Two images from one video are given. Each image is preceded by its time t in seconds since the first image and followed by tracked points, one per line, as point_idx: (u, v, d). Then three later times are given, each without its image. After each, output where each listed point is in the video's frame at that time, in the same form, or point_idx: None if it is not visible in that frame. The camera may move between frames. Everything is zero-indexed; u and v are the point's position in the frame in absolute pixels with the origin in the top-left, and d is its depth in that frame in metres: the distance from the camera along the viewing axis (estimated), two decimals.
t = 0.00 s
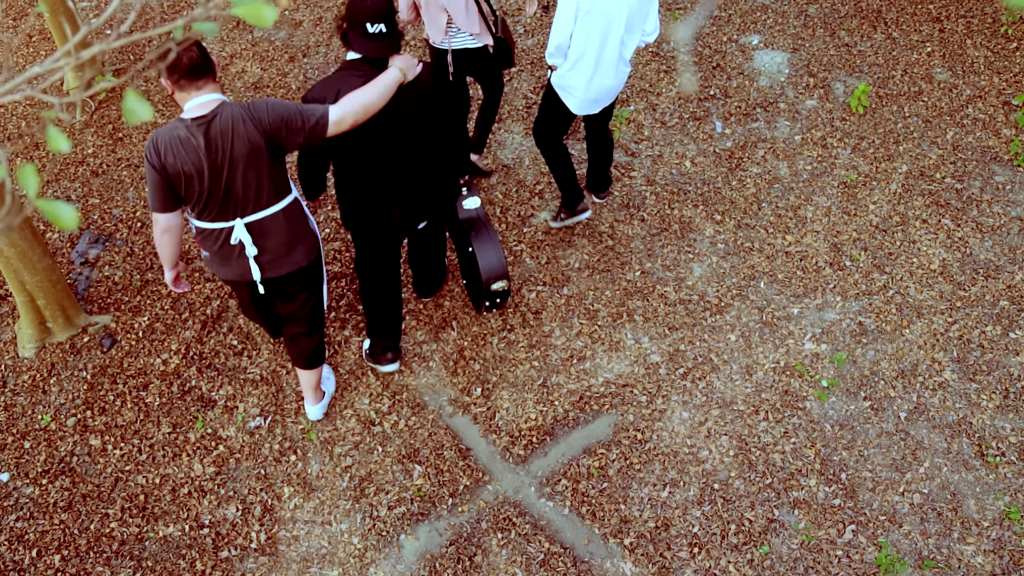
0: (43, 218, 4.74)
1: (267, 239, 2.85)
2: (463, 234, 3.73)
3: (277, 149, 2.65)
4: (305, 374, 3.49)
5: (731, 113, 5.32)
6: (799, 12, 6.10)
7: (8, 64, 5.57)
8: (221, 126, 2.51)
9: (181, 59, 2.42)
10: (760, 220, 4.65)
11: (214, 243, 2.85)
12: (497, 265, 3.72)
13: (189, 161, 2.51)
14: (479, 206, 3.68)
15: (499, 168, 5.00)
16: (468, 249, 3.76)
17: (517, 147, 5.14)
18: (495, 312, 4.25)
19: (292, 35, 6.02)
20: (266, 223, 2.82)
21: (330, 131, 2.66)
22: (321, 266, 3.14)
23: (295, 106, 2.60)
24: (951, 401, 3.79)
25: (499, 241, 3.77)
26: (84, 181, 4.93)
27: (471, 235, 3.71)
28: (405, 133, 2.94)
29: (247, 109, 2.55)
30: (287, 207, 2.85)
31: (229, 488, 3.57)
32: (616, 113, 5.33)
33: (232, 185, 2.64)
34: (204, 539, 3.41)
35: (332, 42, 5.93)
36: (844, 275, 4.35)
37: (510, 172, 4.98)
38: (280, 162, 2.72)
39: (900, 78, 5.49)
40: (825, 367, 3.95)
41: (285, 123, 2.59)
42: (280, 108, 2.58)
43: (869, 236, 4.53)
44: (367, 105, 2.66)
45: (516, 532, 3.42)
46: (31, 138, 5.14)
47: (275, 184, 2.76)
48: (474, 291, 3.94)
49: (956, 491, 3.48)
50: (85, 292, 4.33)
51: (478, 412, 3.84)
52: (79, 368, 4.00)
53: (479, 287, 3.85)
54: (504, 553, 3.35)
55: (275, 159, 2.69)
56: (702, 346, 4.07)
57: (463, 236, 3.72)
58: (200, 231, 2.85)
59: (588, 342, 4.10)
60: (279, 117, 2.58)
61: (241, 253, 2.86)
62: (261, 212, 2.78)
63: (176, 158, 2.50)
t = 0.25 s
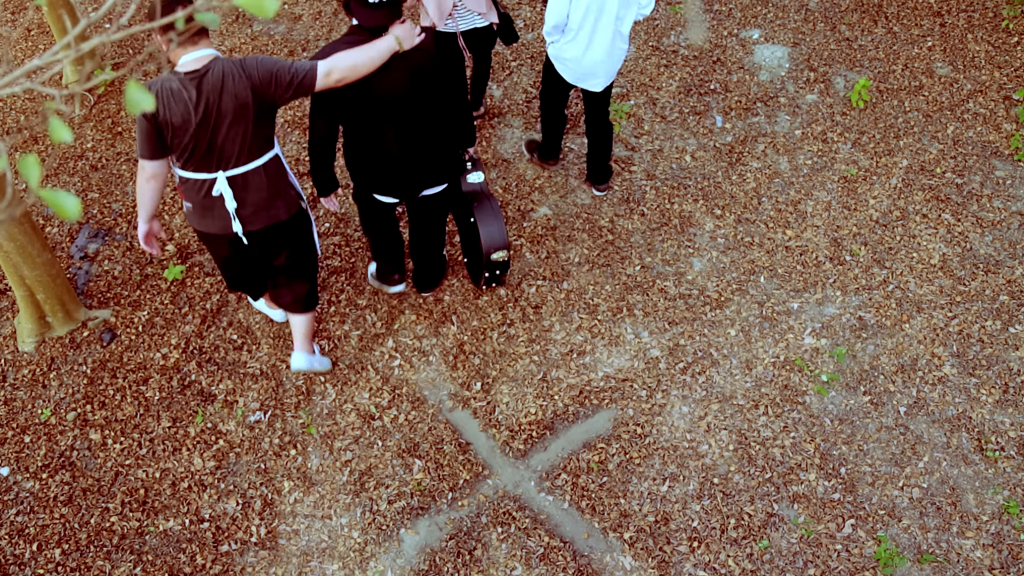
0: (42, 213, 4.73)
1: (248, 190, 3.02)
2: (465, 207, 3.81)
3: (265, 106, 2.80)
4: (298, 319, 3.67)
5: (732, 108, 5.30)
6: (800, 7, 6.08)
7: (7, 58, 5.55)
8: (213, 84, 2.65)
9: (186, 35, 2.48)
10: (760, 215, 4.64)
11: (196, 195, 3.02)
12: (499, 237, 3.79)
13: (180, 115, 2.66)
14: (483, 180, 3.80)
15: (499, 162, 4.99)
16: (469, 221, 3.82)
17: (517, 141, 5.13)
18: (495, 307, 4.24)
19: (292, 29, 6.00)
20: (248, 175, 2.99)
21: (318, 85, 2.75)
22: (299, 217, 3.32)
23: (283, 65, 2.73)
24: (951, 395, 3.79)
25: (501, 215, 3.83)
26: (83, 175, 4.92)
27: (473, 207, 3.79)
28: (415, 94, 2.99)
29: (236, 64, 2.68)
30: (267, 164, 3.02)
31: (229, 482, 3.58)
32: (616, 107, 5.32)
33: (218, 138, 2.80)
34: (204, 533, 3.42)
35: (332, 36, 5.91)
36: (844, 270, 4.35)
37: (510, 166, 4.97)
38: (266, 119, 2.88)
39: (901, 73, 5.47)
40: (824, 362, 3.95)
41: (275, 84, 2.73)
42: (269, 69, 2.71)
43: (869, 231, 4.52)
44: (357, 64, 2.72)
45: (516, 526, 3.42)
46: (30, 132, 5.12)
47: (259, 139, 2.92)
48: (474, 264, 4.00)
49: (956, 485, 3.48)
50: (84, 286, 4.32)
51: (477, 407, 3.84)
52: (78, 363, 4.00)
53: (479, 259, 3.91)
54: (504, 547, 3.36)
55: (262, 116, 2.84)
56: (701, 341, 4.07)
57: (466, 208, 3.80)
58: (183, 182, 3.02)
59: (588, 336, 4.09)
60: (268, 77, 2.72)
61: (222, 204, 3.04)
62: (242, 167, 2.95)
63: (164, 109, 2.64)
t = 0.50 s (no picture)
0: (42, 205, 4.71)
1: (244, 155, 3.09)
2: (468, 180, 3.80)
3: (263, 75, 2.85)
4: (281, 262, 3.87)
5: (732, 100, 5.28)
6: None
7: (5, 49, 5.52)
8: (212, 51, 2.70)
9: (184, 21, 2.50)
10: (761, 207, 4.63)
11: (195, 161, 3.07)
12: (498, 211, 3.77)
13: (179, 80, 2.71)
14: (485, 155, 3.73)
15: (499, 155, 4.97)
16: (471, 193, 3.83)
17: (517, 133, 5.11)
18: (495, 299, 4.24)
19: (291, 21, 5.97)
20: (246, 141, 3.05)
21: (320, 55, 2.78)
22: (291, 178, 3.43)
23: (283, 35, 2.77)
24: (951, 388, 3.80)
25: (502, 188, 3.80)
26: (83, 167, 4.91)
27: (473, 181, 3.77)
28: (417, 60, 2.93)
29: (236, 34, 2.73)
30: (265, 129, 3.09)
31: (229, 474, 3.58)
32: (616, 99, 5.29)
33: (217, 104, 2.86)
34: (205, 524, 3.42)
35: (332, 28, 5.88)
36: (845, 262, 4.34)
37: (510, 158, 4.95)
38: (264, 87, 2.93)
39: (902, 65, 5.45)
40: (824, 355, 3.95)
41: (275, 54, 2.78)
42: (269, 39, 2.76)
43: (869, 224, 4.51)
44: (354, 35, 2.75)
45: (516, 518, 3.43)
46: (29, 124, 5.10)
47: (256, 106, 2.97)
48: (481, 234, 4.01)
49: (955, 478, 3.49)
50: (84, 278, 4.32)
51: (477, 399, 3.84)
52: (78, 355, 3.99)
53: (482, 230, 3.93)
54: (504, 539, 3.37)
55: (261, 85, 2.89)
56: (702, 333, 4.06)
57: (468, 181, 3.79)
58: (181, 149, 3.06)
59: (588, 329, 4.09)
60: (268, 48, 2.76)
61: (221, 170, 3.10)
62: (240, 133, 3.01)
63: (167, 75, 2.70)
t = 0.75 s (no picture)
0: (41, 196, 4.70)
1: (250, 122, 3.15)
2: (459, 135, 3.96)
3: (269, 45, 2.90)
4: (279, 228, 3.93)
5: (733, 91, 5.26)
6: None
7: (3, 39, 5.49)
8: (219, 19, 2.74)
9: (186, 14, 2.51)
10: (761, 198, 4.62)
11: (203, 128, 3.11)
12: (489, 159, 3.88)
13: (186, 45, 2.77)
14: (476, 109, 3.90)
15: (499, 146, 4.95)
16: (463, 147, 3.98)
17: (517, 124, 5.09)
18: (495, 290, 4.23)
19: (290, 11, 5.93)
20: (251, 108, 3.10)
21: (320, 35, 2.89)
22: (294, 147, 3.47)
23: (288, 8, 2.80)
24: (950, 379, 3.80)
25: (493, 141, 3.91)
26: (82, 158, 4.89)
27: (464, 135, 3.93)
28: (406, 16, 3.10)
29: (244, 4, 2.77)
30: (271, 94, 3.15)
31: (230, 465, 3.59)
32: (616, 90, 5.27)
33: (223, 71, 2.91)
34: (205, 515, 3.43)
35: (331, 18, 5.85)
36: (845, 254, 4.33)
37: (510, 149, 4.93)
38: (270, 57, 2.97)
39: (903, 56, 5.42)
40: (824, 346, 3.95)
41: (281, 27, 2.81)
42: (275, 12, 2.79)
43: (869, 215, 4.50)
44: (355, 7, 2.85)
45: (516, 509, 3.44)
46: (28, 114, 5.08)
47: (261, 74, 3.01)
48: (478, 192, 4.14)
49: (954, 469, 3.49)
50: (83, 270, 4.31)
51: (477, 390, 3.84)
52: (78, 346, 3.99)
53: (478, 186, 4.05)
54: (504, 530, 3.38)
55: (266, 54, 2.94)
56: (701, 325, 4.06)
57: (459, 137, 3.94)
58: (189, 115, 3.11)
59: (587, 320, 4.09)
60: (273, 19, 2.80)
61: (228, 136, 3.15)
62: (248, 98, 3.06)
63: (177, 41, 2.75)
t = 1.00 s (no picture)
0: (40, 186, 4.68)
1: (257, 77, 3.24)
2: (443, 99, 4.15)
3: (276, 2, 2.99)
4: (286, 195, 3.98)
5: (733, 81, 5.23)
6: None
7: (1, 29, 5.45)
8: None
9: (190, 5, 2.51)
10: (761, 188, 4.60)
11: (212, 80, 3.22)
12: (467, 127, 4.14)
13: None
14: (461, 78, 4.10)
15: (499, 136, 4.93)
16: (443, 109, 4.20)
17: (517, 114, 5.06)
18: (495, 281, 4.22)
19: None
20: (257, 64, 3.20)
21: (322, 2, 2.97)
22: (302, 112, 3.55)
23: None
24: (950, 369, 3.80)
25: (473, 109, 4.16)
26: (81, 148, 4.87)
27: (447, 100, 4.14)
28: None
29: None
30: (280, 52, 3.24)
31: (230, 456, 3.59)
32: (617, 79, 5.24)
33: (231, 26, 3.02)
34: (206, 505, 3.44)
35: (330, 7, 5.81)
36: (845, 244, 4.32)
37: (510, 139, 4.91)
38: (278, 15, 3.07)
39: (904, 45, 5.39)
40: (824, 337, 3.95)
41: None
42: None
43: (870, 205, 4.49)
44: None
45: (516, 499, 3.45)
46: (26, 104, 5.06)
47: (269, 31, 3.11)
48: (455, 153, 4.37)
49: (954, 459, 3.50)
50: (83, 260, 4.30)
51: (477, 380, 3.84)
52: (78, 337, 3.99)
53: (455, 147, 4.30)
54: (504, 520, 3.39)
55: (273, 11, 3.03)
56: (701, 315, 4.06)
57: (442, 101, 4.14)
58: (199, 68, 3.23)
59: (587, 311, 4.08)
60: None
61: (234, 90, 3.25)
62: (256, 54, 3.16)
63: None
